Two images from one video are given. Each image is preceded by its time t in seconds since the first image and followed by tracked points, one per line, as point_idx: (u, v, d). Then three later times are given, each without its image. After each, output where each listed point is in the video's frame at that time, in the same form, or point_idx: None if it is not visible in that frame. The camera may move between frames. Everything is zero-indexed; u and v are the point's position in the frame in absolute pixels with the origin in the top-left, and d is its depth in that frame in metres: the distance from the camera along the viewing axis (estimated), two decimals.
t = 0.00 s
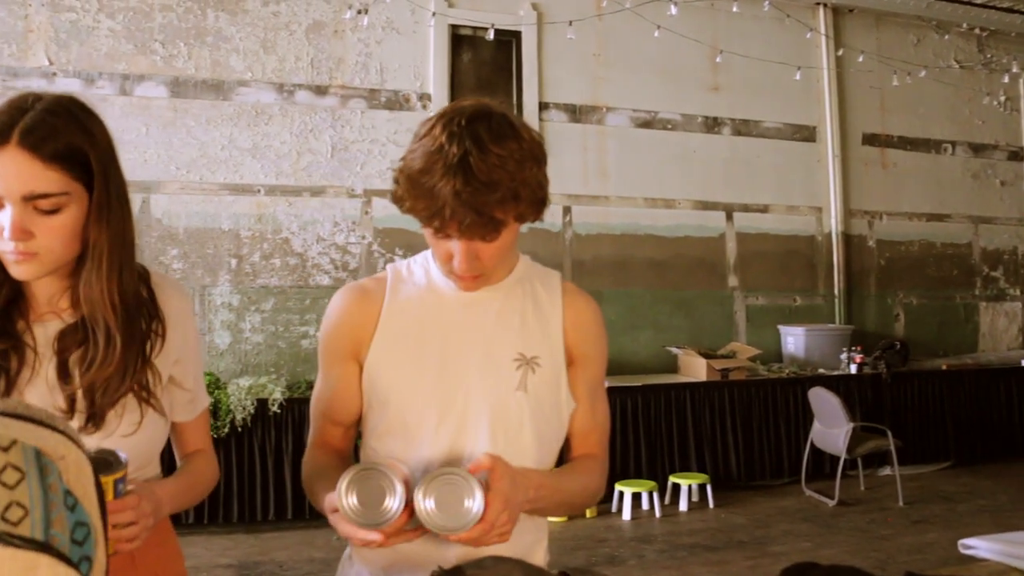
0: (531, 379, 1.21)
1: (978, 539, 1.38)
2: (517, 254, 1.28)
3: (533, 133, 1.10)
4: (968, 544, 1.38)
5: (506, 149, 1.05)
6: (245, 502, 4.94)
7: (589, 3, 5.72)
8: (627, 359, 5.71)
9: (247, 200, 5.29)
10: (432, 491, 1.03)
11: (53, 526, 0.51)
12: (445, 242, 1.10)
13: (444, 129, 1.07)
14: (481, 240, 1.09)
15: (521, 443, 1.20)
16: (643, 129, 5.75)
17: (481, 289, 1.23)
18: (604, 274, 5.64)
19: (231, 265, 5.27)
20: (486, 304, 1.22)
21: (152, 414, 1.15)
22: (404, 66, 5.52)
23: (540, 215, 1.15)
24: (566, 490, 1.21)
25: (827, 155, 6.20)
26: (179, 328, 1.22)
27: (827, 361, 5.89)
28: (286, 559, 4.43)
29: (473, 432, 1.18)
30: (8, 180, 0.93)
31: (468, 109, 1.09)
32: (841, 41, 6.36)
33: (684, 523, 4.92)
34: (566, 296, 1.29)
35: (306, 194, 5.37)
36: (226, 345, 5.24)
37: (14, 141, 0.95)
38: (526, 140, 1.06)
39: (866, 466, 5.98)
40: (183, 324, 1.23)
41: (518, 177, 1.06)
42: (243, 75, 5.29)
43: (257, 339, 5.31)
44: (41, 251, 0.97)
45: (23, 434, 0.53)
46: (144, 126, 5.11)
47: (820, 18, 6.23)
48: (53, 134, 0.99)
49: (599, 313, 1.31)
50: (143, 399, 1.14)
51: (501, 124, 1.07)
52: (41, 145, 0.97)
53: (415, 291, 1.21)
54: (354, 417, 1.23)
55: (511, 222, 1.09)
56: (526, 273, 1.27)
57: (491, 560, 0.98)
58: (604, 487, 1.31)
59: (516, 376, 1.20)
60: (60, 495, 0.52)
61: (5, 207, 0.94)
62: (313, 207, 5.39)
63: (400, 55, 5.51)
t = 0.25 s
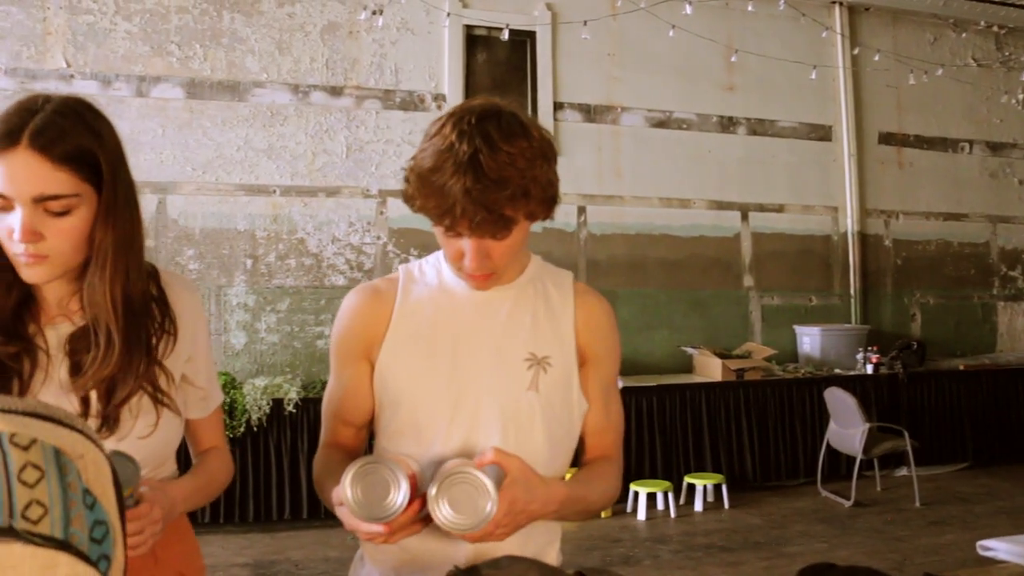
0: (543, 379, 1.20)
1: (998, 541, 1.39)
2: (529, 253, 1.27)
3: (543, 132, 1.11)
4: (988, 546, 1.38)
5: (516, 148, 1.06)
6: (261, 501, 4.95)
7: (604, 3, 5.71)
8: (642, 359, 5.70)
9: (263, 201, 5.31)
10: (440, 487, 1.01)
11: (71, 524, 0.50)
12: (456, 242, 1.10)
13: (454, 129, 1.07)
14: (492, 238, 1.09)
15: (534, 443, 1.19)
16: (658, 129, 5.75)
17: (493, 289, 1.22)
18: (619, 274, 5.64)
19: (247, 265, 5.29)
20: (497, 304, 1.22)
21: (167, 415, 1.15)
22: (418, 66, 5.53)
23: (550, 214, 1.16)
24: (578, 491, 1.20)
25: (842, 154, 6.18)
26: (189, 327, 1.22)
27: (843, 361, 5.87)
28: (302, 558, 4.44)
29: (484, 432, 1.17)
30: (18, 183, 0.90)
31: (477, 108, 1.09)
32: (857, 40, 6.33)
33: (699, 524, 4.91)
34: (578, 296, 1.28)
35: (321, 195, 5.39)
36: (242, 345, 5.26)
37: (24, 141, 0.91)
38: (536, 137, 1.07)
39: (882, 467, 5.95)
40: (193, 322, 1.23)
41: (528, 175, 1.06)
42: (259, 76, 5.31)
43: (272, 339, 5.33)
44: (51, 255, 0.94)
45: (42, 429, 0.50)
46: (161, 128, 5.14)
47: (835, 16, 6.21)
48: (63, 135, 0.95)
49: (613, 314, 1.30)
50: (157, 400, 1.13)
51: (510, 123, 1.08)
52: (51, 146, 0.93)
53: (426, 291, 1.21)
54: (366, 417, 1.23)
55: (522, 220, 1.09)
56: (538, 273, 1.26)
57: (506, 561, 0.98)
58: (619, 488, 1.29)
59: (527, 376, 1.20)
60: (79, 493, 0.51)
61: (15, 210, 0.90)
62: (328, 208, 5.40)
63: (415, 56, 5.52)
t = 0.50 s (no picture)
0: (556, 379, 1.19)
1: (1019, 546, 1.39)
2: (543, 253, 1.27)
3: (554, 128, 1.12)
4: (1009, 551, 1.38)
5: (527, 144, 1.07)
6: (275, 501, 4.96)
7: (617, 3, 5.71)
8: (656, 358, 5.71)
9: (278, 201, 5.33)
10: (451, 482, 1.02)
11: (89, 523, 0.52)
12: (465, 240, 1.10)
13: (466, 126, 1.08)
14: (503, 236, 1.09)
15: (546, 443, 1.18)
16: (671, 128, 5.75)
17: (507, 289, 1.22)
18: (633, 273, 5.65)
19: (261, 265, 5.31)
20: (510, 304, 1.21)
21: (189, 415, 1.15)
22: (432, 67, 5.54)
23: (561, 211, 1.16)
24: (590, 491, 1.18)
25: (857, 154, 6.17)
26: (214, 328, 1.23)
27: (858, 361, 5.84)
28: (316, 557, 4.45)
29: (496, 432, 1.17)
30: (83, 188, 0.94)
31: (487, 105, 1.10)
32: (872, 39, 6.32)
33: (714, 524, 4.89)
34: (592, 296, 1.27)
35: (335, 195, 5.40)
36: (257, 345, 5.29)
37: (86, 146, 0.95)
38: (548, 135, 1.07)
39: (898, 468, 5.92)
40: (217, 324, 1.24)
41: (540, 172, 1.07)
42: (273, 77, 5.33)
43: (287, 338, 5.34)
44: (106, 257, 0.98)
45: (62, 428, 0.53)
46: (176, 129, 5.17)
47: (850, 15, 6.20)
48: (112, 133, 0.99)
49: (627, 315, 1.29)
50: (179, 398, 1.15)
51: (521, 119, 1.09)
52: (112, 152, 0.97)
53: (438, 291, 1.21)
54: (379, 417, 1.23)
55: (533, 217, 1.09)
56: (552, 273, 1.26)
57: (521, 561, 0.98)
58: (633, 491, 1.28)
59: (540, 376, 1.19)
60: (97, 492, 0.53)
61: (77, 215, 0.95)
62: (342, 208, 5.42)
63: (428, 56, 5.53)
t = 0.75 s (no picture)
0: (570, 381, 1.18)
1: None
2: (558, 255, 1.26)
3: (574, 126, 1.13)
4: None
5: (548, 139, 1.08)
6: (289, 500, 4.97)
7: (630, 3, 5.72)
8: (668, 358, 5.71)
9: (291, 202, 5.34)
10: (459, 480, 1.02)
11: (103, 522, 0.51)
12: (483, 232, 1.10)
13: (486, 120, 1.10)
14: (520, 228, 1.09)
15: (557, 445, 1.17)
16: (684, 128, 5.76)
17: (522, 288, 1.22)
18: (645, 273, 5.65)
19: (274, 265, 5.33)
20: (524, 304, 1.21)
21: (221, 414, 1.26)
22: (445, 67, 5.54)
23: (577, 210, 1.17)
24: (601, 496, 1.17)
25: (871, 154, 6.17)
26: (246, 336, 1.35)
27: (872, 361, 5.82)
28: (329, 557, 4.45)
29: (507, 432, 1.16)
30: (149, 183, 1.10)
31: (509, 100, 1.11)
32: (886, 38, 6.31)
33: (727, 525, 4.87)
34: (607, 299, 1.26)
35: (348, 195, 5.41)
36: (270, 344, 5.30)
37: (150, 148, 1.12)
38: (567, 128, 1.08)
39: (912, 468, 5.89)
40: (247, 332, 1.36)
41: (558, 165, 1.08)
42: (286, 77, 5.34)
43: (300, 339, 5.36)
44: (166, 249, 1.14)
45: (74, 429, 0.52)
46: (191, 130, 5.19)
47: (864, 14, 6.20)
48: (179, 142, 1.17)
49: (642, 319, 1.28)
50: (214, 395, 1.26)
51: (543, 115, 1.10)
52: (171, 155, 1.14)
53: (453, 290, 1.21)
54: (391, 415, 1.23)
55: (549, 212, 1.10)
56: (567, 275, 1.26)
57: (534, 560, 0.97)
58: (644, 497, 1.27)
59: (554, 377, 1.18)
60: (112, 492, 0.52)
61: (144, 209, 1.11)
62: (355, 208, 5.43)
63: (441, 56, 5.53)
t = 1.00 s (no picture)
0: (579, 381, 1.18)
1: None
2: (569, 256, 1.26)
3: (586, 124, 1.14)
4: None
5: (558, 136, 1.09)
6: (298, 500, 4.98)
7: (639, 3, 5.72)
8: (678, 358, 5.72)
9: (300, 202, 5.35)
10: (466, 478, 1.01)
11: (115, 522, 0.59)
12: (490, 227, 1.10)
13: (497, 115, 1.11)
14: (528, 223, 1.09)
15: (566, 445, 1.17)
16: (693, 127, 5.77)
17: (532, 287, 1.21)
18: (655, 273, 5.66)
19: (284, 265, 5.34)
20: (535, 303, 1.20)
21: (250, 412, 1.33)
22: (454, 67, 5.55)
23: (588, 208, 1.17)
24: (611, 497, 1.16)
25: (881, 153, 6.16)
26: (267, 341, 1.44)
27: (882, 361, 5.81)
28: (338, 557, 4.46)
29: (517, 432, 1.15)
30: (206, 169, 1.23)
31: (521, 99, 1.12)
32: (896, 37, 6.29)
33: (736, 525, 4.85)
34: (618, 300, 1.26)
35: (357, 196, 5.42)
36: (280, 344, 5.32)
37: (203, 139, 1.25)
38: (578, 125, 1.09)
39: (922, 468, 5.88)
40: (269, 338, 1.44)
41: (567, 160, 1.08)
42: (295, 78, 5.35)
43: (309, 338, 5.37)
44: (219, 234, 1.24)
45: (90, 433, 0.60)
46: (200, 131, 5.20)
47: (873, 12, 6.19)
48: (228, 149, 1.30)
49: (651, 320, 1.28)
50: (244, 392, 1.33)
51: (554, 113, 1.11)
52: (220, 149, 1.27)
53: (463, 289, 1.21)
54: (401, 415, 1.23)
55: (558, 208, 1.10)
56: (577, 275, 1.25)
57: (545, 561, 0.98)
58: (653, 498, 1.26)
59: (564, 376, 1.17)
60: (123, 491, 0.60)
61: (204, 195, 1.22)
62: (364, 208, 5.43)
63: (450, 57, 5.54)
